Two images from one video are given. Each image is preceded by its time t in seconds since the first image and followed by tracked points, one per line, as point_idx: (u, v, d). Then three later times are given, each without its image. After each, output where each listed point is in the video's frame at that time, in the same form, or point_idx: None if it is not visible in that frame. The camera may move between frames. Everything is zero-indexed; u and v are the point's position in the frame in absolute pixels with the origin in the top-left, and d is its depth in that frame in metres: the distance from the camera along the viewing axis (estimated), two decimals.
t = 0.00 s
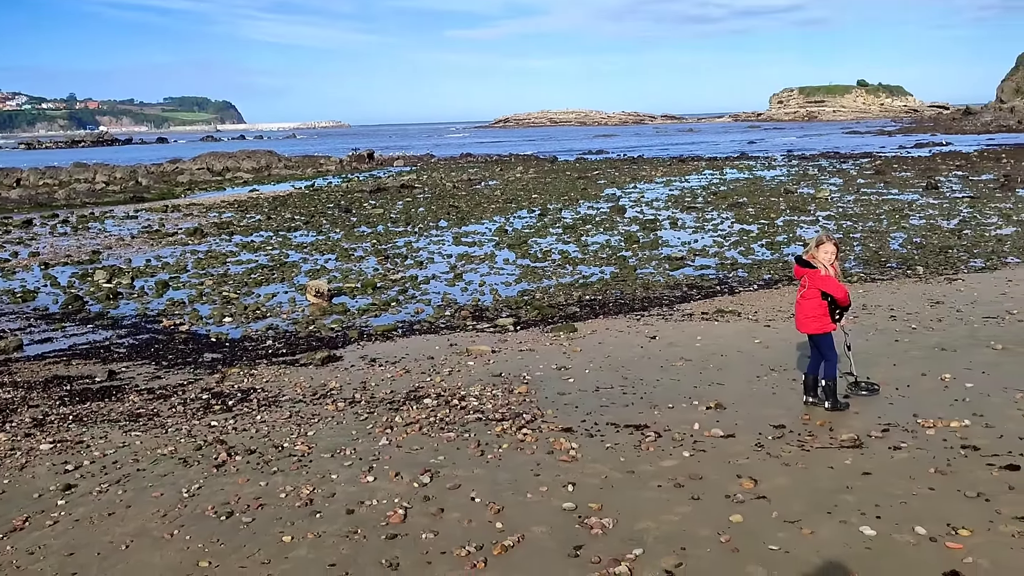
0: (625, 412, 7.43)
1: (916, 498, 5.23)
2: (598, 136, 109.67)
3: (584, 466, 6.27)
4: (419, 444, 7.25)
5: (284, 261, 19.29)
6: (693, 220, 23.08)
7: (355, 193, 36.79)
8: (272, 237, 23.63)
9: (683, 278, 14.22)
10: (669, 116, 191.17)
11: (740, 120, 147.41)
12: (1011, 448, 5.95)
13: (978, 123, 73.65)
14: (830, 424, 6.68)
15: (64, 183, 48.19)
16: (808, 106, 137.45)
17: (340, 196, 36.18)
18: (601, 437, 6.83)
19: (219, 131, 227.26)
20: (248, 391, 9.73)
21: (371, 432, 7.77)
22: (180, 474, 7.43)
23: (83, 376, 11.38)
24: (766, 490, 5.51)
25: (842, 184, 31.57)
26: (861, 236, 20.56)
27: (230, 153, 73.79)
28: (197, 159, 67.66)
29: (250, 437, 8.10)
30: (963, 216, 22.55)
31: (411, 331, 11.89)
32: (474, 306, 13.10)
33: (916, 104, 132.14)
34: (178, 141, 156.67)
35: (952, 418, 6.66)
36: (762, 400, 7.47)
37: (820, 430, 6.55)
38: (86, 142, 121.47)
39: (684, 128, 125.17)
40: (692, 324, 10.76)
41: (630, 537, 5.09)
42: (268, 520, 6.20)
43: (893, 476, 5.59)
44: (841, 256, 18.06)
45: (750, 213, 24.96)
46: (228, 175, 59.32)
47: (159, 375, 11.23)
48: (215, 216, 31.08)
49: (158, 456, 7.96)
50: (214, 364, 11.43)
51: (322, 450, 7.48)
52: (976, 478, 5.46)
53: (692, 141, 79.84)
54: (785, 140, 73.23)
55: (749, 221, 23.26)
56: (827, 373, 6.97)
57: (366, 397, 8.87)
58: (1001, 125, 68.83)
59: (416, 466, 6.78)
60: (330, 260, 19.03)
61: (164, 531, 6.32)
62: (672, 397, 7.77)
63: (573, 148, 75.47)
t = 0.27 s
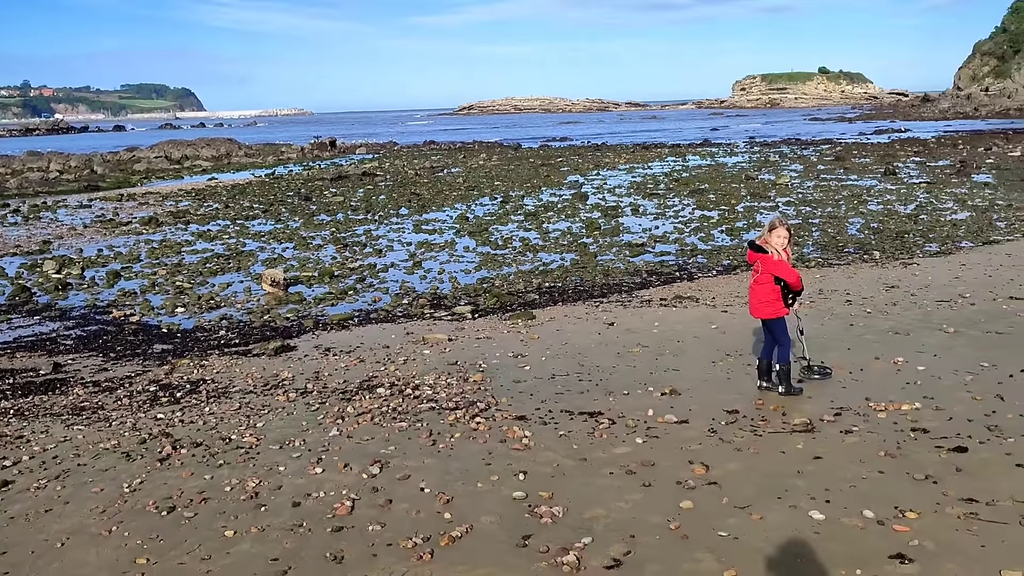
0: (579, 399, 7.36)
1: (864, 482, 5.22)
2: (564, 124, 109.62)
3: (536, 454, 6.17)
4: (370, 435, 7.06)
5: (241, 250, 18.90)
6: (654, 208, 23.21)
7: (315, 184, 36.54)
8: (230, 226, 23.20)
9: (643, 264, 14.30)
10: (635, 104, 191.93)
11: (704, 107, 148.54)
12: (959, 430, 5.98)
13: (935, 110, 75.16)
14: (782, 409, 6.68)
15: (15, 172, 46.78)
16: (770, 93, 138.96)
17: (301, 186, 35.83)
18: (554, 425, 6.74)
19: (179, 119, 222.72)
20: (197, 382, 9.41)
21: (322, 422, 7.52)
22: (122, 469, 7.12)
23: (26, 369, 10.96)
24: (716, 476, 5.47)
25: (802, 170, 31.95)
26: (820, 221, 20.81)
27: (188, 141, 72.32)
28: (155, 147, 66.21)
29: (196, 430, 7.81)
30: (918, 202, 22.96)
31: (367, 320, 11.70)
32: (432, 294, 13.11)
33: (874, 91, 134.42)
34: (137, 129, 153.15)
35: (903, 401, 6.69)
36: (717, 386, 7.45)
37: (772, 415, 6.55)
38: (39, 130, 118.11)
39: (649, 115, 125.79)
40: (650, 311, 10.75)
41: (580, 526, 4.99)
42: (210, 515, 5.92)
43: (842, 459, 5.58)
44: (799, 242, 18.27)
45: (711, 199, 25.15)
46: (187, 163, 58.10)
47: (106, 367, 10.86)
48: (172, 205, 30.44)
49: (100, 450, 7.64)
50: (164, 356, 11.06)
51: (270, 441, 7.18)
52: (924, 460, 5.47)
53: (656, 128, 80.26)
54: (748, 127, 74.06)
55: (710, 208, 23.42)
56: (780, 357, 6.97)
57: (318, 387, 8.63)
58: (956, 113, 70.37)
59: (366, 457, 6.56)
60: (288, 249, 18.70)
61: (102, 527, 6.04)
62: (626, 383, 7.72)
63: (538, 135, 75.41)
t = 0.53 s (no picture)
0: (534, 387, 7.23)
1: (816, 468, 5.16)
2: (531, 112, 109.31)
3: (488, 443, 6.02)
4: (319, 425, 6.78)
5: (196, 239, 18.43)
6: (618, 196, 23.19)
7: (277, 173, 35.98)
8: (186, 215, 22.66)
9: (604, 255, 14.28)
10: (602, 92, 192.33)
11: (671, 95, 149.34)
12: (912, 414, 5.96)
13: (896, 98, 76.31)
14: (737, 395, 6.63)
15: None
16: (735, 80, 139.92)
17: (262, 175, 35.24)
18: (507, 414, 6.60)
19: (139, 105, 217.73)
20: (143, 374, 9.10)
21: (271, 413, 7.19)
22: (58, 464, 6.72)
23: None
24: (668, 463, 5.38)
25: (764, 157, 32.20)
26: (781, 207, 20.98)
27: (147, 129, 70.69)
28: (112, 135, 64.59)
29: (140, 423, 7.46)
30: (877, 187, 23.24)
31: (323, 309, 11.47)
32: (390, 282, 13.02)
33: (838, 79, 136.19)
34: (95, 115, 149.30)
35: (857, 386, 6.68)
36: (673, 373, 7.38)
37: (727, 401, 6.49)
38: None
39: (617, 103, 126.00)
40: (610, 300, 10.68)
41: (528, 516, 4.86)
42: (147, 512, 5.60)
43: (795, 445, 5.53)
44: (760, 228, 18.37)
45: (675, 186, 25.19)
46: (146, 150, 56.75)
47: (50, 359, 10.44)
48: (128, 193, 29.68)
49: (36, 446, 7.24)
50: (111, 346, 10.73)
51: (216, 434, 6.85)
52: (876, 445, 5.44)
53: (623, 115, 80.39)
54: (713, 114, 74.52)
55: (674, 196, 23.46)
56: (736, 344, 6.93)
57: (269, 377, 8.34)
58: (916, 100, 71.52)
59: (314, 448, 6.26)
60: (245, 238, 18.28)
61: (33, 526, 5.67)
62: (583, 371, 7.62)
63: (505, 122, 75.11)
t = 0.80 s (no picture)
0: (496, 381, 7.07)
1: (779, 462, 5.07)
2: (503, 103, 108.92)
3: (447, 440, 5.84)
4: (273, 423, 6.48)
5: (156, 231, 17.95)
6: (586, 189, 23.14)
7: (242, 164, 35.39)
8: (147, 207, 22.10)
9: (570, 248, 14.20)
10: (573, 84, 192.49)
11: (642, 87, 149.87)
12: (876, 406, 5.90)
13: (862, 89, 77.22)
14: (701, 388, 6.54)
15: None
16: (705, 71, 140.64)
17: (226, 167, 34.63)
18: (468, 409, 6.43)
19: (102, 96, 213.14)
20: (93, 370, 8.61)
21: (224, 411, 6.86)
22: None
23: None
24: (630, 459, 5.26)
25: (733, 148, 32.34)
26: (748, 197, 21.06)
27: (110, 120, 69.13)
28: (73, 126, 63.02)
29: (86, 422, 6.97)
30: (844, 178, 23.42)
31: (284, 302, 11.20)
32: (354, 275, 12.82)
33: (806, 70, 137.54)
34: (57, 106, 145.66)
35: (821, 377, 6.62)
36: (637, 366, 7.27)
37: (690, 395, 6.39)
38: None
39: (589, 94, 126.07)
40: (575, 292, 10.55)
41: (484, 516, 4.70)
42: (88, 516, 5.22)
43: (758, 439, 5.43)
44: (728, 219, 18.41)
45: (644, 178, 25.18)
46: (109, 142, 55.47)
47: None
48: (87, 185, 28.90)
49: None
50: (61, 343, 10.32)
51: (165, 433, 6.50)
52: (839, 437, 5.36)
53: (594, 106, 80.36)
54: (683, 105, 74.83)
55: (642, 187, 23.44)
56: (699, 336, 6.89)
57: (224, 373, 7.98)
58: (882, 91, 72.43)
59: (265, 447, 5.98)
60: (207, 230, 17.86)
61: None
62: (546, 365, 7.48)
63: (475, 113, 74.73)
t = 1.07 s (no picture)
0: (464, 382, 6.80)
1: (755, 467, 4.85)
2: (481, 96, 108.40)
3: (410, 445, 5.56)
4: (229, 427, 6.10)
5: (121, 226, 17.44)
6: (562, 185, 22.96)
7: (213, 158, 34.75)
8: (112, 201, 21.53)
9: (545, 243, 13.98)
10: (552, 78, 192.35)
11: (620, 80, 149.95)
12: (855, 406, 5.71)
13: (839, 82, 77.71)
14: (676, 388, 6.32)
15: None
16: (684, 64, 140.89)
17: (197, 160, 33.97)
18: (434, 412, 6.15)
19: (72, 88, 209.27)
20: (42, 373, 8.18)
21: (178, 415, 6.46)
22: None
23: None
24: (600, 465, 5.01)
25: (711, 141, 32.27)
26: (725, 191, 20.98)
27: (78, 112, 67.68)
28: (40, 119, 61.61)
29: (29, 429, 6.52)
30: (821, 171, 23.41)
31: (249, 300, 10.82)
32: (322, 271, 12.50)
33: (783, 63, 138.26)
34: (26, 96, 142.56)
35: (798, 376, 6.43)
36: (610, 366, 7.04)
37: (664, 396, 6.16)
38: None
39: (568, 87, 125.90)
40: (549, 288, 10.31)
41: (446, 528, 4.43)
42: (22, 531, 4.79)
43: (733, 443, 5.21)
44: (704, 213, 18.28)
45: (621, 172, 25.02)
46: (79, 134, 54.36)
47: None
48: (51, 178, 28.13)
49: None
50: (13, 343, 9.85)
51: (113, 439, 6.08)
52: (818, 440, 5.16)
53: (573, 99, 80.12)
54: (661, 99, 74.86)
55: (620, 183, 23.28)
56: (674, 334, 6.76)
57: (181, 374, 7.57)
58: (858, 85, 72.93)
59: (219, 454, 5.60)
60: (174, 224, 17.38)
61: None
62: (516, 364, 7.22)
63: (454, 106, 74.27)
